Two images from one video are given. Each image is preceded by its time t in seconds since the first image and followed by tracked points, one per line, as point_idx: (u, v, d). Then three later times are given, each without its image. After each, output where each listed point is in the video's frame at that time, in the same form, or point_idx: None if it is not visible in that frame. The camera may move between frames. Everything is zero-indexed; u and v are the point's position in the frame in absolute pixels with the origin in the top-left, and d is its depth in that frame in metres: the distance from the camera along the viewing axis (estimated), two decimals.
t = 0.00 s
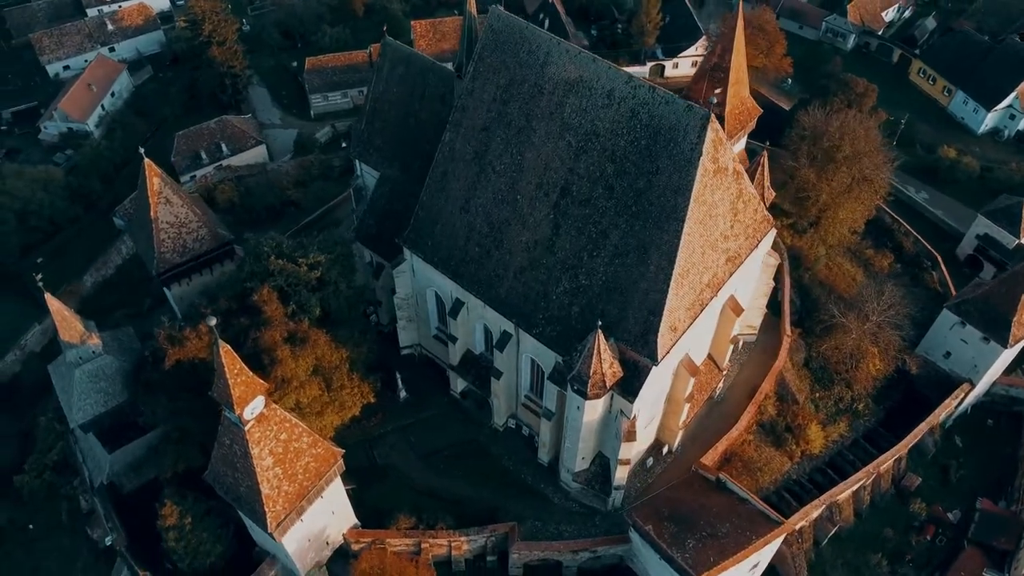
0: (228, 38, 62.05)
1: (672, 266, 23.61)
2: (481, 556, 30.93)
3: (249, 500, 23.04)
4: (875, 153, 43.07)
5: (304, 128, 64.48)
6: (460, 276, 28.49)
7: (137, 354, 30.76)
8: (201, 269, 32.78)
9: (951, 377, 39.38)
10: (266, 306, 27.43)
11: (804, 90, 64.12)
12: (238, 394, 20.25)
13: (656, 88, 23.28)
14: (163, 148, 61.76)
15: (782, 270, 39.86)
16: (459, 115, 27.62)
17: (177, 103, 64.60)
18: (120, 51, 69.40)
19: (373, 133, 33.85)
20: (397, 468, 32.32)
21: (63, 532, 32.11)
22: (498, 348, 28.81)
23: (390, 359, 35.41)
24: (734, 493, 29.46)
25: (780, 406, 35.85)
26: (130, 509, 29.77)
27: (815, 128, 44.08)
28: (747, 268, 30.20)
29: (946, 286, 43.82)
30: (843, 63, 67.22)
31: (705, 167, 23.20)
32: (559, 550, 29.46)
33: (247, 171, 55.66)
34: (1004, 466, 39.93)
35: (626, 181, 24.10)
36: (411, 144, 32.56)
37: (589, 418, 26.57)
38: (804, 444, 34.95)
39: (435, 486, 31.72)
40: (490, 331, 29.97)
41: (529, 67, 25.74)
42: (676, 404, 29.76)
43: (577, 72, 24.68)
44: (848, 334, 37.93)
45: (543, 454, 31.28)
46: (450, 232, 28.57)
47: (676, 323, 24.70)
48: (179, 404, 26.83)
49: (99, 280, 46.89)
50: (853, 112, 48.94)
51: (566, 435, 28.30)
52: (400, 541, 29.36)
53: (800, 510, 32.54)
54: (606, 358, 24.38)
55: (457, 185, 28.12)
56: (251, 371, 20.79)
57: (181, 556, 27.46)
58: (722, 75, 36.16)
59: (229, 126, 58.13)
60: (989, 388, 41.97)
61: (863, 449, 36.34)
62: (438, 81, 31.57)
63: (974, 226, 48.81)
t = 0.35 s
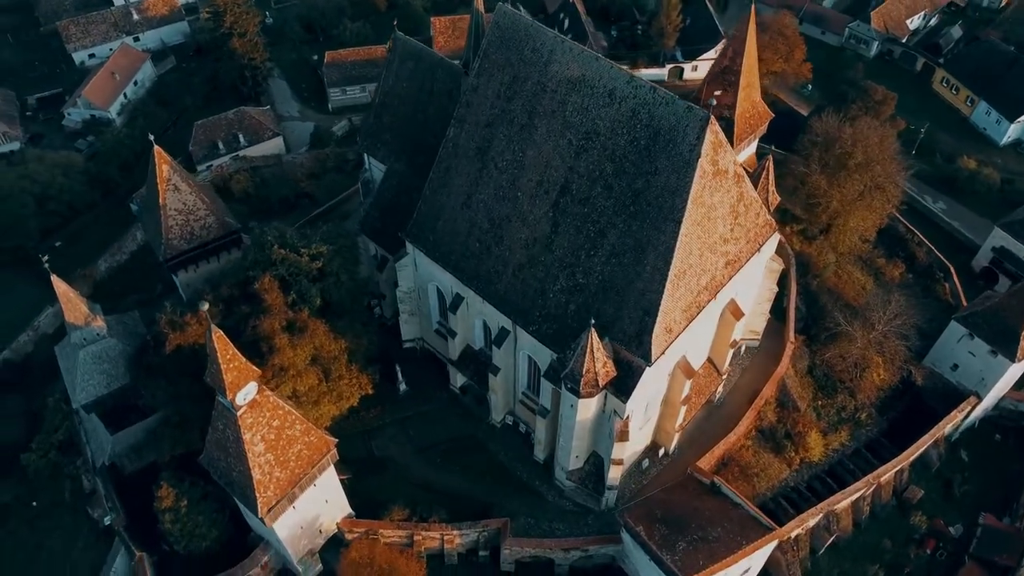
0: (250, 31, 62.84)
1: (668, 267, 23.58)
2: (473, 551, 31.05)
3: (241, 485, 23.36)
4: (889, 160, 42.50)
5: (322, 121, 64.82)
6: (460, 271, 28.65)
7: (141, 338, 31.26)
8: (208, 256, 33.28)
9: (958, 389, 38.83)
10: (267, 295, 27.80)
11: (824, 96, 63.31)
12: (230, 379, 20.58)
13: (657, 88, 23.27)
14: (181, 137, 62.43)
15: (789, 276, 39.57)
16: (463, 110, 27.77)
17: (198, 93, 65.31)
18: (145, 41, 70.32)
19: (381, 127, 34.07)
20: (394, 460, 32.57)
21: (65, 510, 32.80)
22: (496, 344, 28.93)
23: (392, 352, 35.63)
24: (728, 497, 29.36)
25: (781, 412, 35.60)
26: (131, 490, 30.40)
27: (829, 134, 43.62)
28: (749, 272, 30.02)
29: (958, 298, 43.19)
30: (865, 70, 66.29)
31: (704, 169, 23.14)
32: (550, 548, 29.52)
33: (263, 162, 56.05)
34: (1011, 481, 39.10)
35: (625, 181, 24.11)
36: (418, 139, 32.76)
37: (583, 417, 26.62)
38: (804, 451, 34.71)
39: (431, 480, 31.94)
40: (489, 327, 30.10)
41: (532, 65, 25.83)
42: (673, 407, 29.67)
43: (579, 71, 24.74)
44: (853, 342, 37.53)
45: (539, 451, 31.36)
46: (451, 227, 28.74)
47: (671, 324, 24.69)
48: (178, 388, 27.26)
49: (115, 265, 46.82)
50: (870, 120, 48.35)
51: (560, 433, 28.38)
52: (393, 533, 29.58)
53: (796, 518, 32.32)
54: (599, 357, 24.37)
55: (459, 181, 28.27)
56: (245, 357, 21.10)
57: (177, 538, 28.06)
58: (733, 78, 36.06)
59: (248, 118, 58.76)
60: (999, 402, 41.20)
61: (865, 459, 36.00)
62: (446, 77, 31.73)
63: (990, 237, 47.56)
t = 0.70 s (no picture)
0: (281, 22, 63.45)
1: (670, 270, 23.53)
2: (469, 545, 31.18)
3: (238, 466, 23.75)
4: (911, 171, 41.75)
5: (349, 113, 65.28)
6: (467, 265, 28.80)
7: (153, 318, 31.89)
8: (223, 241, 33.89)
9: (972, 408, 38.14)
10: (275, 281, 28.23)
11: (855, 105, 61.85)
12: (229, 361, 21.00)
13: (666, 90, 23.18)
14: (209, 124, 63.31)
15: (802, 285, 39.15)
16: (476, 106, 27.91)
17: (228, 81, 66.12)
18: (180, 29, 71.37)
19: (398, 120, 34.36)
20: (395, 451, 32.85)
21: (74, 484, 33.63)
22: (499, 340, 29.04)
23: (400, 343, 35.90)
24: (726, 504, 29.19)
25: (787, 422, 35.24)
26: (137, 466, 31.10)
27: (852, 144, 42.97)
28: (757, 278, 29.77)
29: (978, 315, 42.37)
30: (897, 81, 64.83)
31: (710, 173, 23.05)
32: (545, 546, 29.59)
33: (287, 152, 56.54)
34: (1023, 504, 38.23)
35: (631, 182, 24.07)
36: (433, 133, 32.98)
37: (581, 416, 26.64)
38: (808, 462, 34.34)
39: (431, 472, 32.17)
40: (494, 323, 30.23)
41: (546, 63, 25.89)
42: (674, 411, 29.53)
43: (591, 71, 24.74)
44: (864, 355, 37.01)
45: (539, 449, 31.42)
46: (460, 222, 28.91)
47: (672, 327, 24.62)
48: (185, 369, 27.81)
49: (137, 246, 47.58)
50: (897, 131, 47.50)
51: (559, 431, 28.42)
52: (390, 522, 29.88)
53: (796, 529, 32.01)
54: (597, 357, 24.36)
55: (470, 176, 28.43)
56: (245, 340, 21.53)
57: (178, 516, 28.65)
58: (753, 84, 35.76)
59: (275, 108, 59.27)
60: (1015, 423, 40.34)
61: (871, 473, 35.53)
62: (463, 73, 31.91)
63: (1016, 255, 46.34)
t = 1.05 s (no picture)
0: (302, 16, 63.86)
1: (666, 270, 23.53)
2: (462, 539, 31.34)
3: (231, 450, 24.10)
4: (925, 180, 41.23)
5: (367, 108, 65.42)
6: (468, 260, 28.96)
7: (158, 303, 32.43)
8: (231, 229, 34.43)
9: (977, 422, 37.64)
10: (277, 270, 28.59)
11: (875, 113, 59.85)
12: (223, 346, 21.36)
13: (667, 90, 23.19)
14: (228, 115, 63.97)
15: (808, 292, 38.87)
16: (481, 102, 28.06)
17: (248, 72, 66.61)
18: (204, 20, 72.13)
19: (406, 115, 34.59)
20: (393, 443, 33.11)
21: (78, 463, 34.31)
22: (497, 336, 29.16)
23: (402, 337, 36.14)
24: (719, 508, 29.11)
25: (787, 428, 35.04)
26: (137, 448, 31.67)
27: (865, 151, 42.55)
28: (758, 283, 29.63)
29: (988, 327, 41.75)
30: (919, 90, 63.79)
31: (708, 174, 23.02)
32: (536, 542, 29.69)
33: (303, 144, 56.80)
34: None
35: (630, 181, 24.11)
36: (440, 128, 33.16)
37: (574, 414, 26.71)
38: (806, 470, 34.14)
39: (426, 465, 32.39)
40: (493, 319, 30.36)
41: (550, 61, 25.97)
42: (670, 412, 29.46)
43: (594, 69, 24.79)
44: (867, 364, 36.63)
45: (535, 446, 31.51)
46: (462, 217, 29.08)
47: (667, 328, 24.60)
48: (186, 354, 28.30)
49: (152, 233, 48.66)
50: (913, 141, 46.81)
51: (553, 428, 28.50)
52: (384, 512, 30.14)
53: (791, 536, 31.86)
54: (590, 355, 24.38)
55: (473, 172, 28.58)
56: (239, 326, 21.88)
57: (176, 498, 29.16)
58: (763, 88, 35.47)
59: (293, 100, 59.57)
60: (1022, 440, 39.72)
61: (870, 483, 35.23)
62: (471, 69, 32.07)
63: None
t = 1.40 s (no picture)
0: (324, 10, 64.25)
1: (661, 271, 23.54)
2: (455, 532, 31.48)
3: (226, 434, 24.49)
4: (938, 190, 40.78)
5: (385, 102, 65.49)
6: (469, 255, 29.13)
7: (164, 288, 33.05)
8: (239, 218, 34.98)
9: (982, 436, 37.14)
10: (280, 258, 29.04)
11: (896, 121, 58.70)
12: (218, 330, 21.83)
13: (668, 91, 23.20)
14: (248, 106, 64.55)
15: (814, 299, 38.63)
16: (487, 98, 28.20)
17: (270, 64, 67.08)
18: (229, 12, 73.00)
19: (415, 110, 34.84)
20: (390, 434, 33.37)
21: (84, 443, 34.96)
22: (495, 332, 29.31)
23: (405, 330, 36.38)
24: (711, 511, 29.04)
25: (786, 435, 34.81)
26: (140, 429, 32.25)
27: (879, 159, 42.06)
28: (759, 287, 29.51)
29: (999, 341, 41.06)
30: (942, 100, 62.46)
31: (706, 176, 23.00)
32: (528, 539, 29.79)
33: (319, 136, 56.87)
34: None
35: (628, 181, 24.15)
36: (448, 124, 33.38)
37: (567, 412, 26.76)
38: (804, 477, 33.90)
39: (423, 457, 32.63)
40: (492, 314, 30.55)
41: (554, 59, 26.07)
42: (666, 414, 29.42)
43: (597, 68, 24.86)
44: (871, 373, 36.32)
45: (530, 443, 31.61)
46: (464, 212, 29.24)
47: (662, 329, 24.59)
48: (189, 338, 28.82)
49: (168, 220, 49.19)
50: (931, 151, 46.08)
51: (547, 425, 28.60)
52: (378, 503, 30.41)
53: (785, 543, 31.70)
54: (583, 353, 24.44)
55: (476, 168, 28.75)
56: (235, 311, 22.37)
57: (174, 480, 29.65)
58: (773, 92, 35.35)
59: (312, 93, 59.65)
60: None
61: (869, 494, 34.90)
62: (480, 65, 32.25)
63: None
